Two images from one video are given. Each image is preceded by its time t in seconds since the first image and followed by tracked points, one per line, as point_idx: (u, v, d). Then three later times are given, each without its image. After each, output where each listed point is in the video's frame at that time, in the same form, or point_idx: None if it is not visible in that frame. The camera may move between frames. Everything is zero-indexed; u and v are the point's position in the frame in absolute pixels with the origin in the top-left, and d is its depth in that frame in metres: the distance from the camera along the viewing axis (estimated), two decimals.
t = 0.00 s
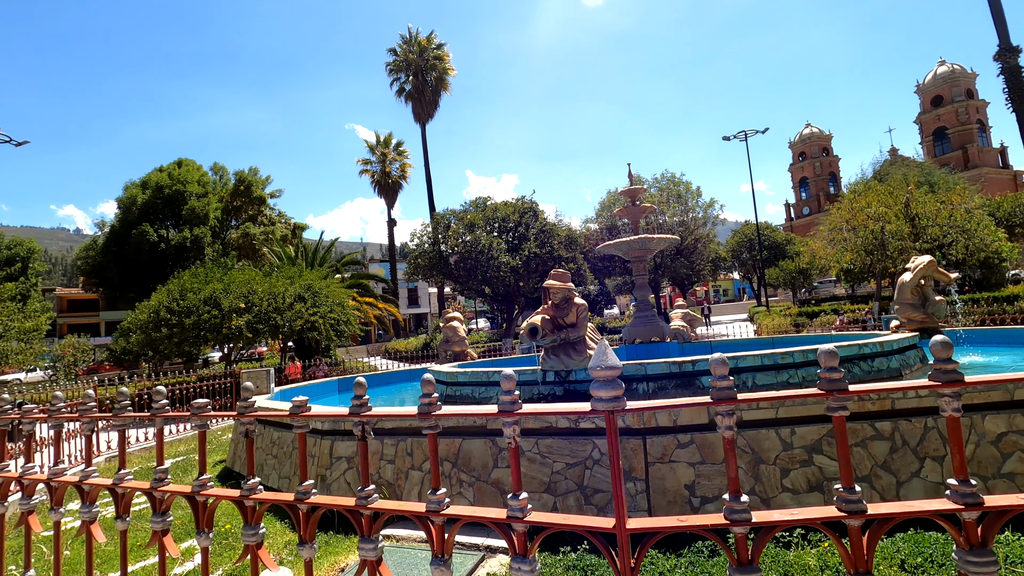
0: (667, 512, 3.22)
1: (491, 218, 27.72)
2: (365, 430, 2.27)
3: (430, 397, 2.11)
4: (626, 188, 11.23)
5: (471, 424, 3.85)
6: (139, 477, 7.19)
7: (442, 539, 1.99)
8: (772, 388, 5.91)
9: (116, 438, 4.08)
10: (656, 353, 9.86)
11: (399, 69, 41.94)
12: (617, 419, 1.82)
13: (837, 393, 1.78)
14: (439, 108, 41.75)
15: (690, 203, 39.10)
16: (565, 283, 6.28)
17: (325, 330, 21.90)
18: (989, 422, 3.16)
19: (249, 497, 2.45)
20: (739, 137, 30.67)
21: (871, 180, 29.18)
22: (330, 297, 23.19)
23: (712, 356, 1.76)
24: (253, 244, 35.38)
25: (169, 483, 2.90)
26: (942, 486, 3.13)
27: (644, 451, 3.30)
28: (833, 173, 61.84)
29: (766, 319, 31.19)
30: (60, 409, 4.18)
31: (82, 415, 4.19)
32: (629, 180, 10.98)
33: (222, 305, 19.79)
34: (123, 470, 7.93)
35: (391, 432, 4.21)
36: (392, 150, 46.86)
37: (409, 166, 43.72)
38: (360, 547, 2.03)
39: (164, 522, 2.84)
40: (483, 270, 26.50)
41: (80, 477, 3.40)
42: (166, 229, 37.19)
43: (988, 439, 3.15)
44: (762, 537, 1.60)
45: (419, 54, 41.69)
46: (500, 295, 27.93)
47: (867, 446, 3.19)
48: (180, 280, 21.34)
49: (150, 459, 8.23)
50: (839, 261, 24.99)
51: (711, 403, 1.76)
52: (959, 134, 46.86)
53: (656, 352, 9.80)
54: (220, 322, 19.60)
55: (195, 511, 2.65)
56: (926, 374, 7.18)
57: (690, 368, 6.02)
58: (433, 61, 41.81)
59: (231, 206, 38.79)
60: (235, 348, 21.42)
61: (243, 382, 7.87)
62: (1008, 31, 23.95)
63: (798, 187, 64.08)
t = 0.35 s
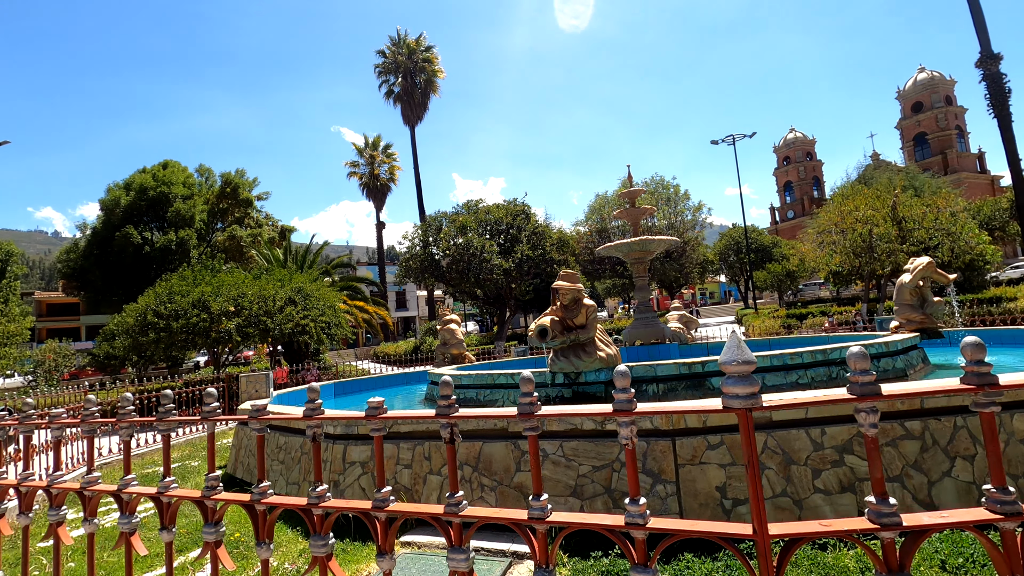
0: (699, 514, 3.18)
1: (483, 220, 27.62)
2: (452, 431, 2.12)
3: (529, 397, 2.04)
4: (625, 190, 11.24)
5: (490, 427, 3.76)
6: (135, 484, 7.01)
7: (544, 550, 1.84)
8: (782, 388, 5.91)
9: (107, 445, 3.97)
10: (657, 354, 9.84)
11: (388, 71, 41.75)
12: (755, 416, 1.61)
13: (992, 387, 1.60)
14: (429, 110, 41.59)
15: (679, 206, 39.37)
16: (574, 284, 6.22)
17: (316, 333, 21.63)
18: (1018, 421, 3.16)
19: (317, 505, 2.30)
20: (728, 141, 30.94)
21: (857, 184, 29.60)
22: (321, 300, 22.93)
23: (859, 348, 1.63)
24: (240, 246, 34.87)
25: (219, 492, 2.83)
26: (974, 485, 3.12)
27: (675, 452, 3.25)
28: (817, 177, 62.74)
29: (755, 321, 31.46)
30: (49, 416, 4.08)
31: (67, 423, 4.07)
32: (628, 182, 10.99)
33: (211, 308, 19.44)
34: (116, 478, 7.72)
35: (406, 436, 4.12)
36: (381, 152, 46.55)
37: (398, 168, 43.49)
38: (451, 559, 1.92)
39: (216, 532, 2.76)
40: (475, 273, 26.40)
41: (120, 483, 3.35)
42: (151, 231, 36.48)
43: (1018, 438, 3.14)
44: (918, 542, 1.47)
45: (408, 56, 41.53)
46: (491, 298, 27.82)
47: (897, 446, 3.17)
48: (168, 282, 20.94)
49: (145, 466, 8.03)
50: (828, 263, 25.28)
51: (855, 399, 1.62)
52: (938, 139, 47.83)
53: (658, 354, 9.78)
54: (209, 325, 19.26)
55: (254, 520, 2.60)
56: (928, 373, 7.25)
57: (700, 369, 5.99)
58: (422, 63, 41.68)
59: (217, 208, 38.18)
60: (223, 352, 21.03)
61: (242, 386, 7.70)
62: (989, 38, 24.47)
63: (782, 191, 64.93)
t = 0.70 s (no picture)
0: (740, 518, 3.12)
1: (482, 221, 27.50)
2: (563, 438, 1.97)
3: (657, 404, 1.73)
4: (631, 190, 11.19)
5: (520, 430, 3.69)
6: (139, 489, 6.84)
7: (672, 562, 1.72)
8: (800, 388, 5.88)
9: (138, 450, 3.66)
10: (666, 355, 9.78)
11: (384, 72, 41.62)
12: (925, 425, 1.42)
13: None
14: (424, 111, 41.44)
15: (676, 207, 39.44)
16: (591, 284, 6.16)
17: (315, 335, 21.45)
18: None
19: (406, 517, 2.08)
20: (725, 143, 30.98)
21: (853, 184, 29.75)
22: (320, 301, 22.76)
23: None
24: (235, 247, 34.56)
25: (290, 502, 2.64)
26: (1018, 486, 3.07)
27: (713, 454, 3.19)
28: (809, 178, 63.14)
29: (752, 321, 31.57)
30: (41, 422, 3.94)
31: (62, 429, 3.95)
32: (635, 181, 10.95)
33: (209, 310, 19.22)
34: (119, 484, 7.55)
35: (432, 440, 4.04)
36: (376, 153, 46.33)
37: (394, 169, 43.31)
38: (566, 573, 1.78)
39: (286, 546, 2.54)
40: (474, 274, 26.31)
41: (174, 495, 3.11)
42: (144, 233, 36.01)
43: None
44: None
45: (403, 56, 41.36)
46: (490, 298, 27.73)
47: (939, 447, 3.12)
48: (164, 284, 20.66)
49: (148, 471, 7.87)
50: (826, 263, 25.35)
51: None
52: (930, 140, 48.27)
53: (666, 355, 9.73)
54: (207, 327, 19.03)
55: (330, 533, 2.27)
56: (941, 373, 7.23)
57: (718, 370, 5.93)
58: (418, 64, 41.53)
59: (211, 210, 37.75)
60: (220, 354, 20.78)
61: (249, 389, 7.57)
62: (982, 40, 24.68)
63: (776, 192, 65.27)
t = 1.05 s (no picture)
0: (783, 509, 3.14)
1: (481, 220, 27.41)
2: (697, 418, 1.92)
3: (804, 375, 1.80)
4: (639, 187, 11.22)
5: (555, 422, 3.69)
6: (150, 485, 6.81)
7: (819, 539, 1.62)
8: (818, 382, 5.90)
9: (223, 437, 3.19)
10: (675, 352, 9.81)
11: (380, 71, 41.43)
12: None
13: None
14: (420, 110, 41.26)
15: (672, 206, 39.57)
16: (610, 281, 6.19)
17: (315, 334, 21.32)
18: None
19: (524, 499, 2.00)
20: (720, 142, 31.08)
21: (850, 184, 29.97)
22: (319, 300, 22.60)
23: None
24: (230, 246, 34.28)
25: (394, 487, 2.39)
26: None
27: (755, 446, 3.20)
28: (802, 178, 63.55)
29: (749, 320, 31.74)
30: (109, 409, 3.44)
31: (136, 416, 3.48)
32: (642, 179, 10.97)
33: (208, 309, 19.04)
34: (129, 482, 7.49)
35: (462, 433, 4.02)
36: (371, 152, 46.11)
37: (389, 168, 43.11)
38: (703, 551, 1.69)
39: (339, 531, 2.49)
40: (473, 273, 26.29)
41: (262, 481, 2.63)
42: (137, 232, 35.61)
43: None
44: None
45: (399, 55, 41.17)
46: (489, 298, 27.69)
47: (978, 437, 3.14)
48: (161, 283, 20.43)
49: (158, 469, 7.82)
50: (824, 262, 25.50)
51: None
52: (921, 141, 48.79)
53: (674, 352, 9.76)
54: (206, 326, 18.85)
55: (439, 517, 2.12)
56: (952, 368, 7.31)
57: (736, 365, 5.94)
58: (413, 62, 41.33)
59: (205, 210, 36.81)
60: (218, 354, 20.58)
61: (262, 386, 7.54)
62: (976, 41, 24.94)
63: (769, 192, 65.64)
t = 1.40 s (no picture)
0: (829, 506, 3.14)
1: (481, 220, 27.39)
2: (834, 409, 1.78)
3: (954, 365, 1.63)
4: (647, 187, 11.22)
5: (592, 421, 3.68)
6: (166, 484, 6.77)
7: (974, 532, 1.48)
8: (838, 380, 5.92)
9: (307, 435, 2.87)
10: (685, 351, 9.83)
11: (377, 71, 41.27)
12: None
13: None
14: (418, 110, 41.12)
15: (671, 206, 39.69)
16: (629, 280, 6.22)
17: (317, 335, 21.25)
18: None
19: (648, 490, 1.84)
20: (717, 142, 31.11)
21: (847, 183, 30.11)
22: (320, 301, 22.52)
23: None
24: (227, 247, 34.05)
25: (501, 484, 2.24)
26: None
27: (798, 443, 3.21)
28: (797, 178, 63.86)
29: (748, 319, 31.88)
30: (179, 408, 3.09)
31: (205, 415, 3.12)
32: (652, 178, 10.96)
33: (209, 309, 18.94)
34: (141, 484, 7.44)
35: (496, 432, 4.01)
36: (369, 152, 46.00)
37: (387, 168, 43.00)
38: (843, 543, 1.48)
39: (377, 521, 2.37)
40: (474, 273, 26.26)
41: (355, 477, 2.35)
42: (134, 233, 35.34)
43: None
44: None
45: (397, 55, 41.03)
46: (490, 297, 27.68)
47: (1021, 433, 3.14)
48: (161, 284, 20.28)
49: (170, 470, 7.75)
50: (823, 261, 25.62)
51: None
52: (914, 142, 49.11)
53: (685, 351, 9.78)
54: (207, 327, 18.74)
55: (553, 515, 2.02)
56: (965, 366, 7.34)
57: (756, 363, 5.94)
58: (411, 62, 41.20)
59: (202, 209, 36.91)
60: (220, 355, 20.46)
61: (277, 387, 7.50)
62: (973, 42, 25.12)
63: (764, 192, 65.94)
